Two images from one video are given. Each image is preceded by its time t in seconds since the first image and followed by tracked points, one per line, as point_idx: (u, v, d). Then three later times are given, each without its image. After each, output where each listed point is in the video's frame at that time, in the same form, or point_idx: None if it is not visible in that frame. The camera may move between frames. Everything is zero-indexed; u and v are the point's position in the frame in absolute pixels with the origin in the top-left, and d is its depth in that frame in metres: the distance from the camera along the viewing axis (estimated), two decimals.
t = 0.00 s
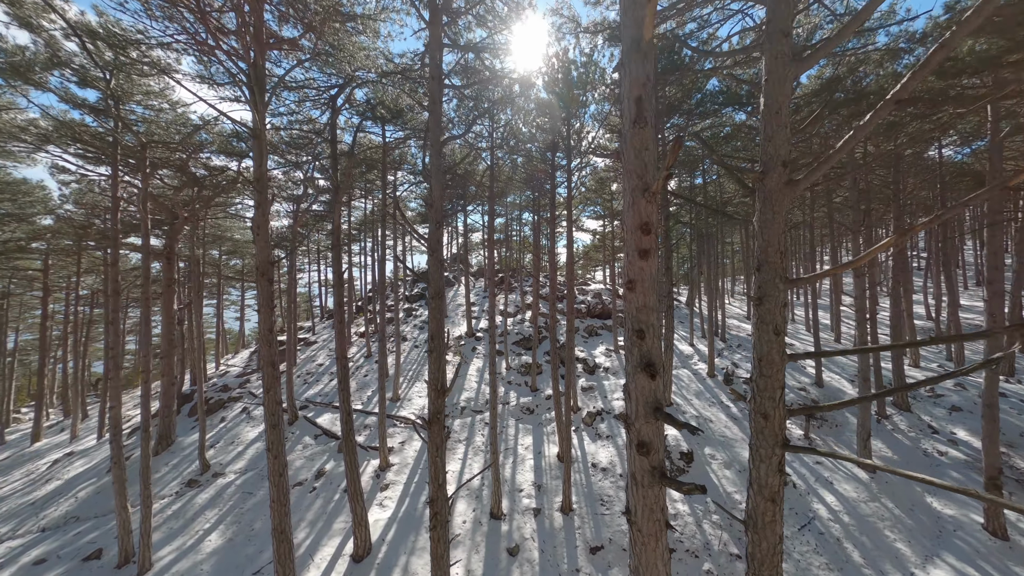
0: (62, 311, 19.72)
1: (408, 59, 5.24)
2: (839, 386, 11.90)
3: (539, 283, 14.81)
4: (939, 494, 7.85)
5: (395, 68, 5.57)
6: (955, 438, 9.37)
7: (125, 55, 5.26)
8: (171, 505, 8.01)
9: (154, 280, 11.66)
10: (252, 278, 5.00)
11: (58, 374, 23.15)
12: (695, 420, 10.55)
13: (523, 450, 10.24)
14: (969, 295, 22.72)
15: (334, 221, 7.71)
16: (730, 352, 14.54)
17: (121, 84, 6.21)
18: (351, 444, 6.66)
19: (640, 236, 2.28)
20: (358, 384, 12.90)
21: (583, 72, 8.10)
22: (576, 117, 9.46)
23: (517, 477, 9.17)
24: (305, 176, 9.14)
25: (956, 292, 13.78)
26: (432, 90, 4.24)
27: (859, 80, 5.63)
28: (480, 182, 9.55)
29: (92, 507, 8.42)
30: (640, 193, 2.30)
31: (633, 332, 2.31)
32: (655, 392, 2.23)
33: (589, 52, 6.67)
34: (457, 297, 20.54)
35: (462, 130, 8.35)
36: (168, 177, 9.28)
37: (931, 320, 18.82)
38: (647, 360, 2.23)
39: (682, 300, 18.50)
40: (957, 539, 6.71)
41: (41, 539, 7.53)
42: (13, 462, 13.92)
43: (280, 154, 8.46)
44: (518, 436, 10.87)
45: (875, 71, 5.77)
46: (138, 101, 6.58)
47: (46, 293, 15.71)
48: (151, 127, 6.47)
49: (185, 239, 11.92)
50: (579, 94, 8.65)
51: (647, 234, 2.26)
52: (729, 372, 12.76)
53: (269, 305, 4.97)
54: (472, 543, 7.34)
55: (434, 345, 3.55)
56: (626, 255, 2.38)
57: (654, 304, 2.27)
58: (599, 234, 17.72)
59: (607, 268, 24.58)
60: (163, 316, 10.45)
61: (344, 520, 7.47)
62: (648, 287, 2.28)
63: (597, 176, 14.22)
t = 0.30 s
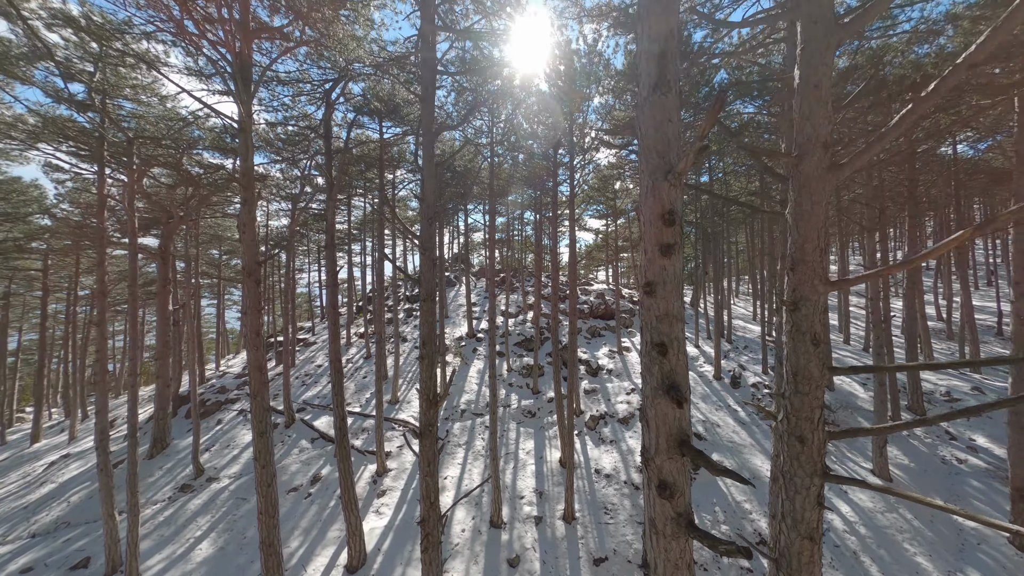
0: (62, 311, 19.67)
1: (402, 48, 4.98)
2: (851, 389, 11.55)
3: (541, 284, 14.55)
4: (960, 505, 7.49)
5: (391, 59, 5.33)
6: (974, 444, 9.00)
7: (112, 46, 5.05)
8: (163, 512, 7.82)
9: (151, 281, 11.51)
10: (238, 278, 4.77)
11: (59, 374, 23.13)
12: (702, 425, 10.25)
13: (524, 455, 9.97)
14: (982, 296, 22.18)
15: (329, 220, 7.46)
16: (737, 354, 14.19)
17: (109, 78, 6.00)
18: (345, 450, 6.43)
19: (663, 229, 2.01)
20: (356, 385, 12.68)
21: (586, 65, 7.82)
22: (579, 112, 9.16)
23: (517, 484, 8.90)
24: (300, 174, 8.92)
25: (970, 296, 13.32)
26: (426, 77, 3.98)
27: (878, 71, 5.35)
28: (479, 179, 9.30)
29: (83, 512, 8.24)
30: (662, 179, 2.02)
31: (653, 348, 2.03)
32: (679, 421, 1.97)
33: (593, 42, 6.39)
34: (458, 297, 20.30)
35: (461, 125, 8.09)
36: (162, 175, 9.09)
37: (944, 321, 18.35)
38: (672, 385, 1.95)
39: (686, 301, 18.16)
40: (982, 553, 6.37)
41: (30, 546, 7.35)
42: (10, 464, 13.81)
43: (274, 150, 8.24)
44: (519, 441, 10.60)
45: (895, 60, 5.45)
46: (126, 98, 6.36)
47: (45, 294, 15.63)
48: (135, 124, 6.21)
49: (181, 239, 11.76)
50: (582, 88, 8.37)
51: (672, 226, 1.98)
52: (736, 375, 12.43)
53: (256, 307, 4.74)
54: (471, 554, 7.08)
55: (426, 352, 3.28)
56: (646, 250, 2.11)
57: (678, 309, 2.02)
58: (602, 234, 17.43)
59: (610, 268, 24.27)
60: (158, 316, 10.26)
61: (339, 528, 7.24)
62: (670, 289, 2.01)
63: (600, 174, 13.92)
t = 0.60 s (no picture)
0: (62, 312, 19.59)
1: (395, 37, 4.70)
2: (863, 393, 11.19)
3: (543, 284, 14.29)
4: (981, 516, 7.14)
5: (384, 49, 5.07)
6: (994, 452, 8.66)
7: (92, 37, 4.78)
8: (154, 519, 7.61)
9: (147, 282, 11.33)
10: (223, 280, 4.53)
11: (60, 375, 23.09)
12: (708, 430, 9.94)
13: (525, 460, 9.70)
14: (996, 296, 21.62)
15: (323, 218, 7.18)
16: (744, 356, 13.87)
17: (93, 72, 5.77)
18: (339, 458, 6.19)
19: (697, 217, 1.74)
20: (355, 387, 12.46)
21: (589, 57, 7.52)
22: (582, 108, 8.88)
23: (518, 490, 8.62)
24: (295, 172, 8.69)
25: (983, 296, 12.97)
26: (419, 63, 3.71)
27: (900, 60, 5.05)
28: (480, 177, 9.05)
29: (74, 519, 8.05)
30: (699, 159, 1.75)
31: (688, 377, 1.74)
32: (721, 470, 1.69)
33: (597, 32, 6.10)
34: (459, 297, 20.04)
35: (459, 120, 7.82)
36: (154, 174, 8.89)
37: (957, 322, 17.88)
38: (714, 425, 1.67)
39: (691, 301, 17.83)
40: (1008, 569, 6.03)
41: (17, 555, 7.17)
42: (7, 466, 13.69)
43: (268, 147, 8.01)
44: (520, 445, 10.32)
45: (918, 48, 5.15)
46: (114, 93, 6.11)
47: (43, 294, 15.53)
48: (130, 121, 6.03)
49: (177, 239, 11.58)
50: (585, 81, 8.06)
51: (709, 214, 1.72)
52: (743, 377, 12.09)
53: (242, 311, 4.50)
54: (470, 565, 6.82)
55: (416, 362, 3.03)
56: (675, 243, 1.85)
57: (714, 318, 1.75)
58: (605, 233, 17.16)
59: (613, 268, 23.98)
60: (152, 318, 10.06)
61: (334, 538, 7.01)
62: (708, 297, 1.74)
63: (604, 172, 13.60)
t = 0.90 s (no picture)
0: (60, 312, 19.47)
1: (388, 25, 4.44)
2: (875, 398, 10.87)
3: (545, 285, 14.02)
4: (1006, 529, 6.79)
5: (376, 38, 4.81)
6: (1014, 460, 8.31)
7: (71, 26, 4.52)
8: (144, 527, 7.40)
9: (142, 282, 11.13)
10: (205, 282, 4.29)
11: (58, 376, 22.97)
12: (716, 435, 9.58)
13: (526, 466, 9.43)
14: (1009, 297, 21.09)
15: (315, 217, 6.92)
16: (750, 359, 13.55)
17: (77, 66, 5.53)
18: (332, 467, 5.93)
19: (765, 190, 1.55)
20: (353, 390, 12.24)
21: (593, 50, 7.25)
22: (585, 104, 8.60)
23: (519, 498, 8.35)
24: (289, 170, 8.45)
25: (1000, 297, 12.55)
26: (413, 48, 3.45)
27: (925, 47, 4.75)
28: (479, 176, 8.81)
29: (63, 526, 7.85)
30: (771, 118, 1.54)
31: (754, 432, 1.56)
32: (799, 565, 1.53)
33: (601, 22, 5.82)
34: (459, 298, 19.78)
35: (457, 115, 7.55)
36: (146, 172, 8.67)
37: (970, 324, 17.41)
38: (793, 503, 1.46)
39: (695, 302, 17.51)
40: None
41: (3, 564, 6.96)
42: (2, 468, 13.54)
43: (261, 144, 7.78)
44: (521, 450, 10.05)
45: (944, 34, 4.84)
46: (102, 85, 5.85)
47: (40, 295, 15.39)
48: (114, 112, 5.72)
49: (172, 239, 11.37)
50: (589, 75, 7.78)
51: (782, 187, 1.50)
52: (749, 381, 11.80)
53: (225, 314, 4.25)
54: None
55: (405, 373, 2.78)
56: (735, 220, 1.64)
57: (780, 319, 1.54)
58: (607, 233, 16.88)
59: (615, 268, 23.70)
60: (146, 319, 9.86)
61: (328, 548, 6.76)
62: (776, 310, 1.55)
63: (607, 170, 13.31)
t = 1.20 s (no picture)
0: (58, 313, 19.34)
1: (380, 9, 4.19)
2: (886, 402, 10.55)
3: (546, 285, 13.74)
4: None
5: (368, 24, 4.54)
6: None
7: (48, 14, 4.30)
8: (131, 537, 7.16)
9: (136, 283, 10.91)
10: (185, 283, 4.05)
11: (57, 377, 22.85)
12: (723, 441, 9.26)
13: (527, 473, 9.15)
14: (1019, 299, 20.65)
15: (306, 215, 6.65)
16: (757, 362, 13.22)
17: (59, 57, 5.30)
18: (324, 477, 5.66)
19: (954, 128, 1.05)
20: (351, 393, 12.00)
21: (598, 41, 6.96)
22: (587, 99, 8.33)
23: (520, 507, 8.07)
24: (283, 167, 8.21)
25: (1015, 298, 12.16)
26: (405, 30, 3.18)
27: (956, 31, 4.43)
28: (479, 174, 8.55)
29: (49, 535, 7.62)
30: None
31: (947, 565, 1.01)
32: None
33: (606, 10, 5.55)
34: (459, 299, 19.51)
35: (455, 108, 7.29)
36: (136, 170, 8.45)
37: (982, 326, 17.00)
38: None
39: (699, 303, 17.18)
40: None
41: None
42: None
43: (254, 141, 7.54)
44: (522, 456, 9.77)
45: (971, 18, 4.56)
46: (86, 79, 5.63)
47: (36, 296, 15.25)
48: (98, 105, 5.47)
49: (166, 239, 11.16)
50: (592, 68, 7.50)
51: (983, 121, 1.01)
52: (756, 384, 11.48)
53: (206, 317, 4.00)
54: None
55: (391, 385, 2.52)
56: (887, 187, 1.16)
57: (984, 344, 1.00)
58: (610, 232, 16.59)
59: (617, 269, 23.42)
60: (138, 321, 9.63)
61: (320, 560, 6.49)
62: (972, 344, 1.00)
63: (609, 168, 13.01)
